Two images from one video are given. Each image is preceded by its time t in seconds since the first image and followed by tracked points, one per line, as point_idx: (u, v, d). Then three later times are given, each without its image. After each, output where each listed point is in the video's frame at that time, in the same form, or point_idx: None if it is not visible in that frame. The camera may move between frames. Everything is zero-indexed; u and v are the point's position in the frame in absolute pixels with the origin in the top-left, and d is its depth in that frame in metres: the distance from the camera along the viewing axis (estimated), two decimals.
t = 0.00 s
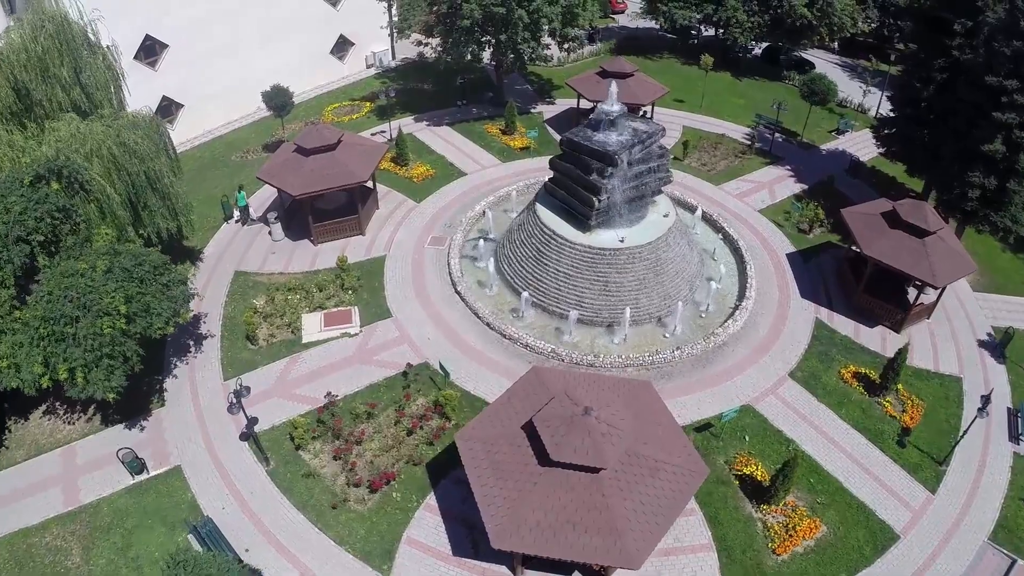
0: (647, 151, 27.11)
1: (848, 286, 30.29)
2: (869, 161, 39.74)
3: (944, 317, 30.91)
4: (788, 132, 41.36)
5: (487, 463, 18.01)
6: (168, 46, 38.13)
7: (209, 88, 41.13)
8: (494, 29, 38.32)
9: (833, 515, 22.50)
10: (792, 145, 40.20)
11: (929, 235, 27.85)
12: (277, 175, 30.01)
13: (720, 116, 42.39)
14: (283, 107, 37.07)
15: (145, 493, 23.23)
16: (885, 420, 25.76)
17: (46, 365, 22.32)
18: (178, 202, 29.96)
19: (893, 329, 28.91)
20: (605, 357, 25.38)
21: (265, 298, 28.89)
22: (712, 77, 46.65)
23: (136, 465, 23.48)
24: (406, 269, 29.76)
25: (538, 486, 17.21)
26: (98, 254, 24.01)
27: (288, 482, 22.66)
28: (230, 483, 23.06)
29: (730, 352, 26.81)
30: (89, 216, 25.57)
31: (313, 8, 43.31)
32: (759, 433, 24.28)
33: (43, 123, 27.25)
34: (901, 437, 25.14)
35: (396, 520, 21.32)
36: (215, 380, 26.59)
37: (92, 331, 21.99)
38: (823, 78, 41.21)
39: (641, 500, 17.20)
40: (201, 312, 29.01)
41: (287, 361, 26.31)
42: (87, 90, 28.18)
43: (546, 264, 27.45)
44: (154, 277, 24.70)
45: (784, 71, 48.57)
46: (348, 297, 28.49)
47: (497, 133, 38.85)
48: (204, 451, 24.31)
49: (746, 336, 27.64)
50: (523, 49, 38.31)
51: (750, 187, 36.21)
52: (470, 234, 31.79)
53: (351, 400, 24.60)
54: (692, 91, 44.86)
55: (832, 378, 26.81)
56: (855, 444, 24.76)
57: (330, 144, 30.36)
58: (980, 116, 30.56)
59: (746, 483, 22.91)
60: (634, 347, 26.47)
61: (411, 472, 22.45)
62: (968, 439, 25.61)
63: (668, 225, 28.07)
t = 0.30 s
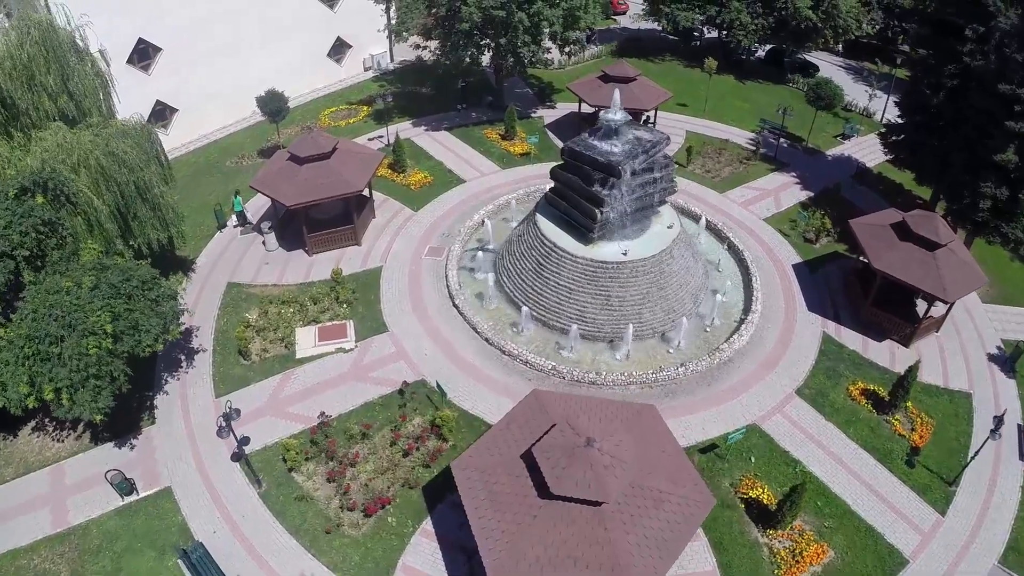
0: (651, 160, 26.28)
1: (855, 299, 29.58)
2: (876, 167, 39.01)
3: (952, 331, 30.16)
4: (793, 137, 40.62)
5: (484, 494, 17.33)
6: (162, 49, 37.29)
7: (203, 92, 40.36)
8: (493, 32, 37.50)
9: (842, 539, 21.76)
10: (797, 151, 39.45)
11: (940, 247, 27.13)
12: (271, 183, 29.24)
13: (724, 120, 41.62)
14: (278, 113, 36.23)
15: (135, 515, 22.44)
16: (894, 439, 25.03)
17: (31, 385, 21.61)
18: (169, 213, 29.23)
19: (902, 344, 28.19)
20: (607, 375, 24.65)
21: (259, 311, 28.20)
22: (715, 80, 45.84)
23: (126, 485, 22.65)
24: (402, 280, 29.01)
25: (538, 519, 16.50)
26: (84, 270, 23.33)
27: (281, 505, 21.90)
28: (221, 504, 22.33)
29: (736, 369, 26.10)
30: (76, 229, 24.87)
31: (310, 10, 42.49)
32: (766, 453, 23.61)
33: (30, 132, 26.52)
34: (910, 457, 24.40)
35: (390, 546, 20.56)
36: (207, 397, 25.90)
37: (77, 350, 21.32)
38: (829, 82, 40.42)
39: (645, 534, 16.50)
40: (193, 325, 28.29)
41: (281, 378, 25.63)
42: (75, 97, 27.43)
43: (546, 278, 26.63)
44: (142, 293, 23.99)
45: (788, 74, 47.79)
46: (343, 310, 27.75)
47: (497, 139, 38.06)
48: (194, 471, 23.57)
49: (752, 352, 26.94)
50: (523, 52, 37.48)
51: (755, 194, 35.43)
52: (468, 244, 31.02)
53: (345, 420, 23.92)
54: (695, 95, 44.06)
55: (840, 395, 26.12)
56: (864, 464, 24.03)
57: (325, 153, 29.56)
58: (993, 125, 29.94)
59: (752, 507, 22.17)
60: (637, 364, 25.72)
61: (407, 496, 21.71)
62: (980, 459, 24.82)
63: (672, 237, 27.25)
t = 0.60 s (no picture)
0: (655, 172, 25.46)
1: (864, 313, 28.86)
2: (883, 175, 38.26)
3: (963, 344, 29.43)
4: (798, 143, 39.89)
5: (482, 528, 16.66)
6: (156, 54, 36.70)
7: (198, 97, 39.63)
8: (492, 36, 36.68)
9: (851, 567, 21.04)
10: (802, 157, 38.71)
11: (951, 261, 26.41)
12: (264, 194, 28.41)
13: (728, 126, 40.86)
14: (273, 119, 35.32)
15: (125, 539, 21.74)
16: (904, 459, 24.29)
17: (16, 406, 21.03)
18: (160, 224, 28.50)
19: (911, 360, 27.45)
20: (610, 395, 23.96)
21: (252, 326, 27.52)
22: (718, 84, 45.07)
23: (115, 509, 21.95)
24: (399, 293, 28.24)
25: (538, 557, 15.82)
26: (71, 288, 22.63)
27: (272, 531, 21.18)
28: (212, 529, 21.62)
29: (742, 387, 25.43)
30: (62, 244, 24.15)
31: (306, 13, 41.72)
32: (773, 476, 22.95)
33: (16, 143, 25.77)
34: (919, 478, 23.67)
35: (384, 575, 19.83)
36: (199, 415, 25.20)
37: (62, 373, 20.70)
38: (835, 87, 39.61)
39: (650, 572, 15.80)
40: (185, 341, 27.59)
41: (274, 396, 24.98)
42: (62, 107, 26.69)
43: (547, 292, 25.86)
44: (130, 310, 23.32)
45: (792, 78, 47.04)
46: (338, 325, 27.02)
47: (496, 145, 37.29)
48: (185, 494, 22.86)
49: (759, 369, 26.24)
50: (523, 57, 36.63)
51: (760, 203, 34.67)
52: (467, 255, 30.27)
53: (340, 441, 23.23)
54: (699, 99, 43.29)
55: (848, 415, 25.44)
56: (873, 487, 23.30)
57: (320, 162, 28.75)
58: (1008, 135, 29.40)
59: (759, 533, 21.45)
60: (640, 383, 25.01)
61: (402, 522, 20.99)
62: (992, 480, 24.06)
63: (677, 250, 26.46)
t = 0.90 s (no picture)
0: (660, 184, 24.59)
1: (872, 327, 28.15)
2: (889, 182, 37.52)
3: (974, 357, 28.62)
4: (803, 149, 39.17)
5: (478, 565, 16.02)
6: (148, 59, 36.03)
7: (191, 102, 38.90)
8: (491, 41, 35.88)
9: None
10: (807, 164, 37.99)
11: (963, 277, 25.70)
12: (256, 205, 27.58)
13: (731, 132, 40.14)
14: (267, 126, 34.41)
15: (113, 564, 21.01)
16: (913, 481, 23.50)
17: None
18: (150, 236, 27.78)
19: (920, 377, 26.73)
20: (611, 415, 23.29)
21: (244, 341, 26.85)
22: (722, 88, 44.34)
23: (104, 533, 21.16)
24: (395, 307, 27.49)
25: None
26: (55, 307, 21.95)
27: (262, 558, 20.44)
28: (202, 554, 20.91)
29: (747, 406, 24.76)
30: (48, 260, 23.47)
31: (302, 16, 40.94)
32: (779, 501, 22.24)
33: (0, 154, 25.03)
34: (929, 500, 22.86)
35: None
36: (190, 435, 24.49)
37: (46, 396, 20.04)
38: (840, 92, 38.84)
39: None
40: (176, 356, 26.95)
41: (267, 416, 24.33)
42: (49, 116, 25.96)
43: (547, 308, 25.08)
44: (117, 329, 22.63)
45: (796, 82, 46.28)
46: (332, 341, 26.31)
47: (496, 152, 36.51)
48: (175, 517, 22.11)
49: (765, 387, 25.55)
50: (523, 62, 35.80)
51: (765, 212, 33.94)
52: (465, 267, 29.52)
53: (334, 464, 22.51)
54: (702, 104, 42.55)
55: (856, 434, 24.72)
56: (883, 510, 22.52)
57: (314, 172, 27.92)
58: (1019, 146, 28.80)
59: (765, 560, 20.68)
60: (642, 402, 24.31)
61: (396, 549, 20.22)
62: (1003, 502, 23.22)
63: (681, 264, 25.65)
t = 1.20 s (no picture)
0: (664, 198, 23.76)
1: (881, 343, 27.44)
2: (897, 190, 36.81)
3: (985, 372, 27.91)
4: (809, 156, 38.47)
5: None
6: (141, 64, 35.42)
7: (185, 107, 38.15)
8: (491, 45, 35.09)
9: None
10: (813, 171, 37.29)
11: (975, 293, 25.02)
12: (248, 218, 26.80)
13: (735, 138, 39.45)
14: (261, 134, 33.64)
15: None
16: (922, 503, 22.72)
17: None
18: (140, 249, 27.14)
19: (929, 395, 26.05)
20: (614, 438, 22.65)
21: (237, 358, 26.21)
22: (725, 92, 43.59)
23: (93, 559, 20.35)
24: (392, 322, 26.79)
25: None
26: (41, 327, 21.29)
27: None
28: None
29: (754, 427, 24.11)
30: (33, 278, 22.76)
31: (298, 19, 40.18)
32: (786, 526, 21.51)
33: None
34: (938, 524, 22.09)
35: None
36: (180, 456, 23.77)
37: (30, 422, 19.49)
38: (847, 97, 38.15)
39: None
40: (167, 373, 26.32)
41: (260, 436, 23.70)
42: (35, 127, 25.22)
43: (547, 326, 24.37)
44: (104, 350, 22.09)
45: (800, 86, 45.56)
46: (327, 358, 25.62)
47: (495, 159, 35.74)
48: (166, 543, 21.31)
49: (772, 407, 24.89)
50: (523, 67, 34.96)
51: (770, 222, 33.22)
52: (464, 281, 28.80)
53: (328, 489, 21.85)
54: (705, 109, 41.80)
55: (865, 455, 24.01)
56: (892, 534, 21.75)
57: (308, 184, 27.11)
58: None
59: None
60: (646, 423, 23.65)
61: None
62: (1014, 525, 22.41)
63: (686, 280, 24.89)
